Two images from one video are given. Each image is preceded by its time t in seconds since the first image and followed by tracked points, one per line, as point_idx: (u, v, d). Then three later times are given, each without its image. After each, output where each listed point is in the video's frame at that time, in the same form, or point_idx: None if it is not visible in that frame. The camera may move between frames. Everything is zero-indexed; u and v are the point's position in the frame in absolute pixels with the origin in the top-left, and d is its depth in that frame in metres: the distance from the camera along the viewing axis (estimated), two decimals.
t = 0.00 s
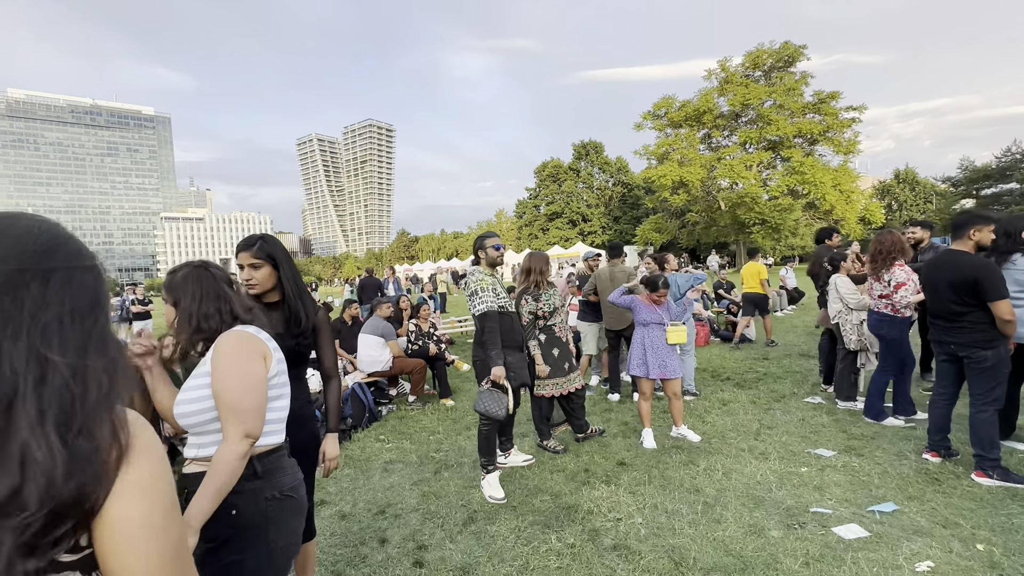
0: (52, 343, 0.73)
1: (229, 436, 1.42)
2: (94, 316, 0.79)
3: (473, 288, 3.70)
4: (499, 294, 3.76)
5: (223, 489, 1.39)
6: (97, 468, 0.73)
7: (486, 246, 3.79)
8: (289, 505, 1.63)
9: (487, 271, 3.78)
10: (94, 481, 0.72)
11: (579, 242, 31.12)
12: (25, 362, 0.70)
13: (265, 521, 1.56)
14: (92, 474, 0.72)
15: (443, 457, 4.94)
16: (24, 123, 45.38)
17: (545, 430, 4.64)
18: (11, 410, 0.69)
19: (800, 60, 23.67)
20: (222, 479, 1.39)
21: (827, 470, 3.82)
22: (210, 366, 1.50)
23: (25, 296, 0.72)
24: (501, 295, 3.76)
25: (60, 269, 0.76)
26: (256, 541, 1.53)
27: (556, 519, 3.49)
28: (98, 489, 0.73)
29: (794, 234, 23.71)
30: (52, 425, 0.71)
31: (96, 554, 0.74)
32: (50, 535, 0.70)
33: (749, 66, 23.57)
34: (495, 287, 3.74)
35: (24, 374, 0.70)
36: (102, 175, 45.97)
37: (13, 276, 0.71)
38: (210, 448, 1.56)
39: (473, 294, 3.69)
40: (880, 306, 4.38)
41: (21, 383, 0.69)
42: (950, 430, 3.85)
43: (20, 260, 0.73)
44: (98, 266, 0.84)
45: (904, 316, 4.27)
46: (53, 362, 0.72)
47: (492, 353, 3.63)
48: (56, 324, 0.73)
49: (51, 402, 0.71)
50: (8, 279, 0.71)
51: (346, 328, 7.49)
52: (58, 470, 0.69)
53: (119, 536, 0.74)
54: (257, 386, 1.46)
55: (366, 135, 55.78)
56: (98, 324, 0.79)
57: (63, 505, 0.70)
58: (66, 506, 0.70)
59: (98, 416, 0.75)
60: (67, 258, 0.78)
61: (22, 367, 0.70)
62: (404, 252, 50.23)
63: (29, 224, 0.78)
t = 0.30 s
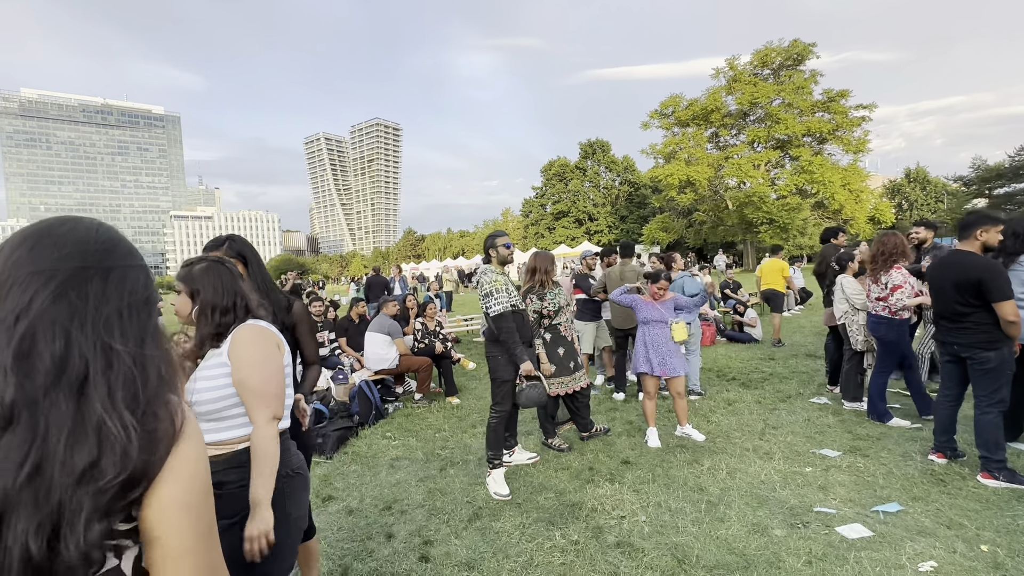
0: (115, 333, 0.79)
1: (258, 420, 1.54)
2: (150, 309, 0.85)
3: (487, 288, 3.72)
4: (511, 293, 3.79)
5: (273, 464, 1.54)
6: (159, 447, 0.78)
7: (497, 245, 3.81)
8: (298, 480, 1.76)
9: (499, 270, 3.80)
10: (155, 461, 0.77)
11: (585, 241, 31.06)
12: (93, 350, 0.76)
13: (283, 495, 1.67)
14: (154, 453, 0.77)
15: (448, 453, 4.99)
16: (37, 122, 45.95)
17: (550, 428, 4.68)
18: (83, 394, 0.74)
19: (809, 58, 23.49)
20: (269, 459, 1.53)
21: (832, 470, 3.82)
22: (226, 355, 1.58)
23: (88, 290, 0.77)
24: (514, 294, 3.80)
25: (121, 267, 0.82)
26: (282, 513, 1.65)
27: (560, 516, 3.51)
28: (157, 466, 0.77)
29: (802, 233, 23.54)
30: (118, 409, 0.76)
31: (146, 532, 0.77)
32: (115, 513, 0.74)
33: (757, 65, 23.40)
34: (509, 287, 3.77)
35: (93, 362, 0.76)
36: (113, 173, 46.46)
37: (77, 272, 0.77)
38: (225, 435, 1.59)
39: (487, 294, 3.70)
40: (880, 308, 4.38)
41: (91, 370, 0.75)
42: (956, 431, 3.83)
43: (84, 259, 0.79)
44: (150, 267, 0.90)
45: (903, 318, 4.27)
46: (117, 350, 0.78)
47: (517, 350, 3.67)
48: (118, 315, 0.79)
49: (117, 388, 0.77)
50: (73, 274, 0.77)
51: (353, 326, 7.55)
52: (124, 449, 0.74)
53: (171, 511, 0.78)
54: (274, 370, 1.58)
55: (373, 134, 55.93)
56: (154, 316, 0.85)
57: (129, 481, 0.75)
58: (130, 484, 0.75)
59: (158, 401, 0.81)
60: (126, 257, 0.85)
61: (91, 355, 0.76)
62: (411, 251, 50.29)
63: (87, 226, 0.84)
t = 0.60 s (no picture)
0: (102, 332, 0.81)
1: (277, 416, 1.62)
2: (133, 307, 0.87)
3: (494, 289, 3.73)
4: (518, 293, 3.81)
5: (294, 457, 1.63)
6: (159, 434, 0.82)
7: (503, 245, 3.83)
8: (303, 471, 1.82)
9: (504, 270, 3.82)
10: (157, 444, 0.81)
11: (586, 241, 31.05)
12: (80, 350, 0.79)
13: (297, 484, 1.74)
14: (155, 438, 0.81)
15: (450, 452, 5.01)
16: (40, 120, 46.09)
17: (552, 427, 4.70)
18: (79, 391, 0.78)
19: (811, 58, 23.44)
20: (290, 452, 1.62)
21: (832, 469, 3.84)
22: (245, 354, 1.65)
23: (69, 292, 0.80)
24: (520, 294, 3.82)
25: (99, 269, 0.84)
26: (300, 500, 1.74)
27: (561, 515, 3.54)
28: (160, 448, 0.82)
29: (804, 233, 23.50)
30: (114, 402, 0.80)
31: (151, 506, 0.82)
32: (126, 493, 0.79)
33: (759, 64, 23.37)
34: (515, 287, 3.79)
35: (80, 360, 0.79)
36: (116, 172, 46.59)
37: (56, 277, 0.80)
38: (240, 428, 1.66)
39: (495, 294, 3.72)
40: (880, 309, 4.39)
41: (81, 368, 0.78)
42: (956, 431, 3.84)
43: (62, 264, 0.81)
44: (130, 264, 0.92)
45: (904, 318, 4.28)
46: (104, 348, 0.81)
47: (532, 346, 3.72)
48: (100, 315, 0.82)
49: (113, 383, 0.80)
50: (51, 279, 0.79)
51: (356, 325, 7.58)
52: (127, 434, 0.78)
53: (173, 485, 0.83)
54: (290, 367, 1.67)
55: (375, 133, 55.99)
56: (139, 314, 0.88)
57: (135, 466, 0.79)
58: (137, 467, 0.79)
59: (153, 391, 0.84)
60: (103, 260, 0.86)
61: (77, 354, 0.79)
62: (412, 250, 50.32)
63: (62, 231, 0.86)
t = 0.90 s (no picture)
0: (46, 331, 0.88)
1: (277, 419, 1.64)
2: (82, 307, 0.94)
3: (494, 288, 3.73)
4: (518, 293, 3.82)
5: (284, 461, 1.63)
6: (110, 430, 0.87)
7: (503, 245, 3.84)
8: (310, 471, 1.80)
9: (504, 269, 3.83)
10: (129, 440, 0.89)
11: (583, 240, 31.07)
12: (25, 351, 0.85)
13: (300, 482, 1.74)
14: (124, 434, 0.88)
15: (447, 451, 5.02)
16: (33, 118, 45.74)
17: (548, 426, 4.73)
18: (28, 391, 0.83)
19: (806, 58, 23.54)
20: (281, 455, 1.62)
21: (827, 468, 3.88)
22: (254, 355, 1.69)
23: (10, 293, 0.87)
24: (520, 294, 3.83)
25: (36, 273, 0.90)
26: (296, 500, 1.72)
27: (558, 513, 3.55)
28: (143, 442, 0.92)
29: (799, 233, 23.59)
30: (66, 402, 0.85)
31: (142, 494, 0.93)
32: (96, 484, 0.86)
33: (755, 65, 23.46)
34: (516, 287, 3.79)
35: (27, 360, 0.85)
36: (109, 171, 46.25)
37: None
38: (248, 426, 1.71)
39: (495, 294, 3.72)
40: (878, 309, 4.42)
41: (31, 369, 0.84)
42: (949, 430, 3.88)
43: None
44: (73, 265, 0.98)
45: (901, 318, 4.31)
46: (51, 348, 0.87)
47: (524, 350, 3.73)
48: (47, 315, 0.88)
49: (64, 382, 0.86)
50: None
51: (353, 324, 7.57)
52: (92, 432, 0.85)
53: (163, 477, 0.94)
54: (296, 371, 1.69)
55: (371, 132, 55.89)
56: (85, 312, 0.94)
57: (97, 457, 0.85)
58: (103, 459, 0.86)
59: (111, 385, 0.91)
60: (39, 262, 0.92)
61: (23, 354, 0.84)
62: (409, 249, 50.21)
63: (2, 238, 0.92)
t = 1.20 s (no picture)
0: (28, 329, 0.87)
1: (278, 417, 1.64)
2: (62, 303, 0.94)
3: (488, 287, 3.74)
4: (512, 292, 3.82)
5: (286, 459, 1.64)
6: (97, 426, 0.87)
7: (497, 244, 3.85)
8: (307, 467, 1.82)
9: (498, 269, 3.84)
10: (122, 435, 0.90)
11: (575, 240, 31.15)
12: (8, 350, 0.84)
13: (299, 478, 1.75)
14: (114, 428, 0.89)
15: (440, 451, 5.02)
16: (16, 115, 45.02)
17: (541, 425, 4.75)
18: (12, 389, 0.83)
19: (795, 61, 23.76)
20: (282, 454, 1.63)
21: (815, 465, 3.93)
22: (252, 355, 1.69)
23: None
24: (515, 294, 3.83)
25: (12, 269, 0.89)
26: (296, 496, 1.73)
27: (550, 513, 3.56)
28: (138, 435, 0.93)
29: (788, 233, 23.82)
30: (52, 398, 0.85)
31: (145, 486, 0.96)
32: (85, 479, 0.87)
33: (745, 66, 23.66)
34: (510, 286, 3.80)
35: (13, 360, 0.84)
36: (96, 169, 45.60)
37: None
38: (247, 424, 1.70)
39: (488, 292, 3.73)
40: (865, 308, 4.49)
41: (16, 368, 0.84)
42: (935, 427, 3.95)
43: None
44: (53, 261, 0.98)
45: (887, 317, 4.37)
46: (33, 345, 0.86)
47: (510, 353, 3.70)
48: (28, 312, 0.88)
49: (49, 379, 0.86)
50: None
51: (344, 324, 7.53)
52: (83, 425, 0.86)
53: (162, 468, 0.97)
54: (295, 370, 1.70)
55: (363, 132, 55.67)
56: (67, 308, 0.94)
57: (84, 454, 0.86)
58: (92, 455, 0.86)
59: (100, 380, 0.91)
60: (15, 258, 0.90)
61: (8, 355, 0.84)
62: (400, 249, 50.01)
63: None
